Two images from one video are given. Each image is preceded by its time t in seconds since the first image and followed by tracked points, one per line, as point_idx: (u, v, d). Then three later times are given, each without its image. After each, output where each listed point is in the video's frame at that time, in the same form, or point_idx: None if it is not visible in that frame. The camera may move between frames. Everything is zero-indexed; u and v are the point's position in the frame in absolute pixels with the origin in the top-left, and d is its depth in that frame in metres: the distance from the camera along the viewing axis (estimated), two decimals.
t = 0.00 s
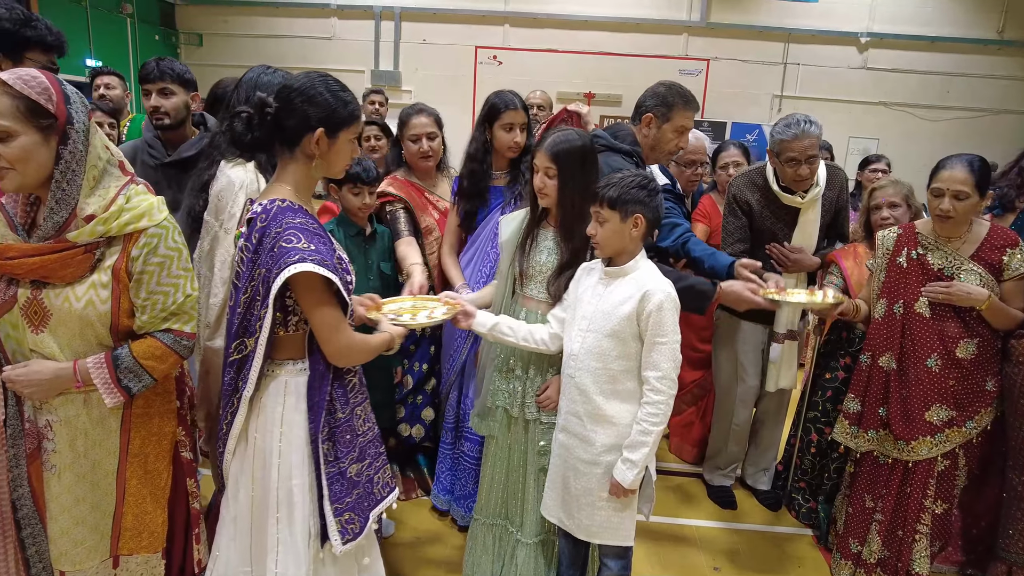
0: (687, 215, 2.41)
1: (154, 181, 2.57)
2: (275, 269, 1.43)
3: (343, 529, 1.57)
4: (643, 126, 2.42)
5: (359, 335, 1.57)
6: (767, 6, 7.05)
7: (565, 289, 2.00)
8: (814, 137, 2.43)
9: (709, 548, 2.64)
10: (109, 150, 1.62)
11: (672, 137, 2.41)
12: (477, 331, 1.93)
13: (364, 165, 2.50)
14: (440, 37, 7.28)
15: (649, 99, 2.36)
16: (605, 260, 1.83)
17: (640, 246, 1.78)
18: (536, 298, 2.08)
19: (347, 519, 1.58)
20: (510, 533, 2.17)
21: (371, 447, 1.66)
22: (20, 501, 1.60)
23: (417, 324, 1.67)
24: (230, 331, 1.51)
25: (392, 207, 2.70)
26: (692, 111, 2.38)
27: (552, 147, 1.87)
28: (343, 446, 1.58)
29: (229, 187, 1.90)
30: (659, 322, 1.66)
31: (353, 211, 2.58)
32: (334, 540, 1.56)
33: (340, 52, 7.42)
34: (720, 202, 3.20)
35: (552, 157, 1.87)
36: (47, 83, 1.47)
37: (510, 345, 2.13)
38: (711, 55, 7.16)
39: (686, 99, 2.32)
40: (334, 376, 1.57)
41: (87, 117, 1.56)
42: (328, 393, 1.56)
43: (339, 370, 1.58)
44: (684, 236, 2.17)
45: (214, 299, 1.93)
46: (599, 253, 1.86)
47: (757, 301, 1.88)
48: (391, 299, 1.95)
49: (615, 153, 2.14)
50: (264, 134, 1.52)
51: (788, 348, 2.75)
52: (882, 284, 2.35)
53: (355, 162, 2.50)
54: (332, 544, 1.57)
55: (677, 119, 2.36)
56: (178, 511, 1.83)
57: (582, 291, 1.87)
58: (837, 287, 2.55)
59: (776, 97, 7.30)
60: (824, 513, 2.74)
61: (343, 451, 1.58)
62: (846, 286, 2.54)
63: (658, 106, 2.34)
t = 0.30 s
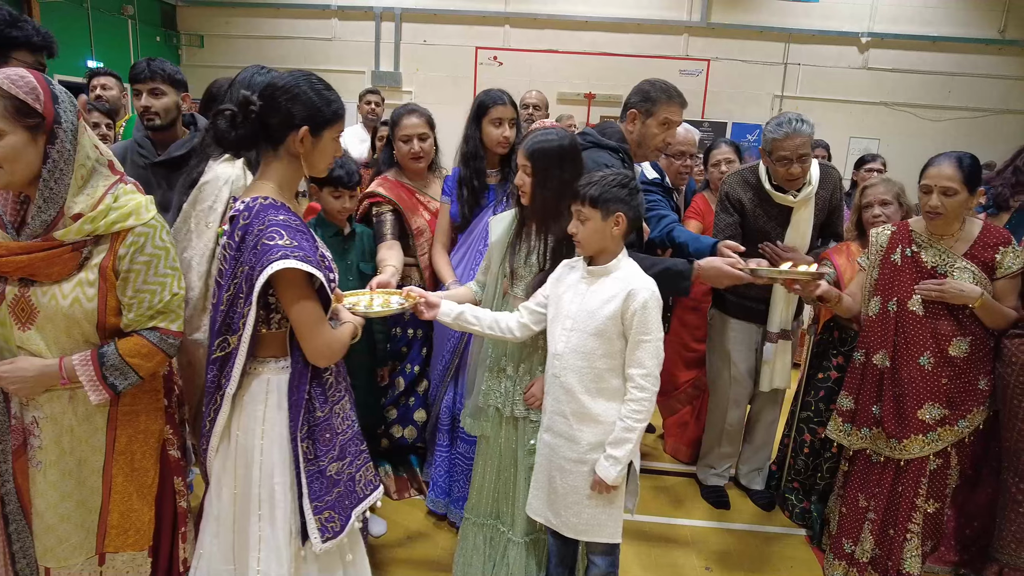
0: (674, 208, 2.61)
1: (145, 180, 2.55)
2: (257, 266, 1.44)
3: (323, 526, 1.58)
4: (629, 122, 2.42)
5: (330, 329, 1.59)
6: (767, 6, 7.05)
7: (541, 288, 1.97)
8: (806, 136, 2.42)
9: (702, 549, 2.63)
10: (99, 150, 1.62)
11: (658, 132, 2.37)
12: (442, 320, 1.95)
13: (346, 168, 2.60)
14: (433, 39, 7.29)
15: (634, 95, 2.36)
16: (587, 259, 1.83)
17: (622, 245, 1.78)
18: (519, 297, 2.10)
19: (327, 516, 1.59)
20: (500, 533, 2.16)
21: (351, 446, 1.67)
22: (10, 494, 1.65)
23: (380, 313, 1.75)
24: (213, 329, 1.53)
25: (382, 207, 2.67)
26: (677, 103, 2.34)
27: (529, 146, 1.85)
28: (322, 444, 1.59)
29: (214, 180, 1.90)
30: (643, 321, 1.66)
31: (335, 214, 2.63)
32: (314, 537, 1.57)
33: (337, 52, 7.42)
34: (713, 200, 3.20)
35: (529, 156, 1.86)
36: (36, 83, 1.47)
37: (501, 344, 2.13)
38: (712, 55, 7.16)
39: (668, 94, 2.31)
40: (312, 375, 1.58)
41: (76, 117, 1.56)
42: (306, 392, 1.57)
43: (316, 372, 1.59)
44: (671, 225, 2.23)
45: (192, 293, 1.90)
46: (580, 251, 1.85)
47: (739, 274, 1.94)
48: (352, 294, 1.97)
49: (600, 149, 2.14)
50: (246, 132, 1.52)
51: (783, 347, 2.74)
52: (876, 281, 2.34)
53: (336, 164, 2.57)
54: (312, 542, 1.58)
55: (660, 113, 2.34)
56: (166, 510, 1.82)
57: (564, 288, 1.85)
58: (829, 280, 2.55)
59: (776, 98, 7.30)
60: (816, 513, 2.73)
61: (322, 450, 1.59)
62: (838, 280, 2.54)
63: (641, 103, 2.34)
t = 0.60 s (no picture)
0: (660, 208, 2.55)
1: (136, 177, 2.52)
2: (238, 264, 1.44)
3: (305, 526, 1.59)
4: (617, 121, 2.43)
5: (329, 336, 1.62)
6: (767, 6, 7.03)
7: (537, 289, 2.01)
8: (796, 134, 2.42)
9: (694, 548, 2.63)
10: (85, 149, 1.60)
11: (645, 129, 2.36)
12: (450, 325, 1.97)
13: (323, 167, 2.59)
14: (436, 39, 7.29)
15: (622, 95, 2.37)
16: (573, 257, 1.83)
17: (608, 244, 1.78)
18: (514, 296, 2.09)
19: (309, 516, 1.60)
20: (491, 531, 2.16)
21: (336, 446, 1.69)
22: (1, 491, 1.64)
23: (387, 321, 1.80)
24: (195, 326, 1.52)
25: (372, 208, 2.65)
26: (664, 101, 2.33)
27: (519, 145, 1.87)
28: (306, 443, 1.60)
29: (201, 181, 1.96)
30: (626, 321, 1.65)
31: (311, 214, 2.61)
32: (295, 536, 1.58)
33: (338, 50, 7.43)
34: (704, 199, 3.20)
35: (519, 155, 1.88)
36: (20, 83, 1.46)
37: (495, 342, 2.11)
38: (712, 55, 7.15)
39: (655, 92, 2.30)
40: (298, 373, 1.58)
41: (60, 116, 1.55)
42: (292, 390, 1.57)
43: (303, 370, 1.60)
44: (654, 228, 2.26)
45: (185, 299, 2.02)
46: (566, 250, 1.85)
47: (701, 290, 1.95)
48: (364, 302, 2.03)
49: (588, 147, 2.14)
50: (228, 130, 1.52)
51: (774, 345, 2.77)
52: (869, 281, 2.32)
53: (315, 165, 2.55)
54: (293, 541, 1.58)
55: (647, 111, 2.33)
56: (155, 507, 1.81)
57: (552, 287, 1.85)
58: (819, 275, 2.54)
59: (776, 97, 7.29)
60: (809, 514, 2.72)
61: (306, 449, 1.60)
62: (828, 275, 2.54)
63: (629, 101, 2.34)
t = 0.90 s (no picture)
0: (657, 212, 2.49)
1: (123, 177, 2.47)
2: (223, 270, 1.41)
3: (299, 534, 1.57)
4: (612, 121, 2.39)
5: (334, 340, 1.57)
6: (768, 6, 6.99)
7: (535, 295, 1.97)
8: (795, 135, 2.38)
9: (691, 553, 2.59)
10: (66, 149, 1.57)
11: (640, 129, 2.33)
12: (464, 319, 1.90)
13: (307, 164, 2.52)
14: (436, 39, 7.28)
15: (618, 95, 2.33)
16: (568, 262, 1.79)
17: (604, 247, 1.75)
18: (515, 300, 2.05)
19: (303, 523, 1.58)
20: (488, 537, 2.11)
21: (329, 452, 1.68)
22: None
23: (399, 311, 1.74)
24: (178, 333, 1.49)
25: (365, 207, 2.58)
26: (660, 101, 2.29)
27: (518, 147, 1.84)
28: (300, 449, 1.57)
29: (189, 183, 1.91)
30: (618, 327, 1.62)
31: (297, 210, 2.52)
32: (290, 544, 1.55)
33: (343, 52, 7.43)
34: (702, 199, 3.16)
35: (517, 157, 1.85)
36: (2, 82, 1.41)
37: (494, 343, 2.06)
38: (712, 54, 7.12)
39: (651, 92, 2.26)
40: (294, 378, 1.58)
41: (41, 116, 1.50)
42: (289, 396, 1.56)
43: (299, 373, 1.59)
44: (649, 236, 2.21)
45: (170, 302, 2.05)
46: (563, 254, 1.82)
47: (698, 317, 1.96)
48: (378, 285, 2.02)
49: (583, 148, 2.10)
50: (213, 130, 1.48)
51: (774, 349, 2.71)
52: (869, 285, 2.28)
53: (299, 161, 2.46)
54: (287, 549, 1.56)
55: (643, 112, 2.29)
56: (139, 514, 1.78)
57: (548, 292, 1.82)
58: (819, 284, 2.50)
59: (776, 99, 7.24)
60: (808, 519, 2.70)
61: (300, 455, 1.57)
62: (827, 285, 2.51)
63: (625, 101, 2.31)
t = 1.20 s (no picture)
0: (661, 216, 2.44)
1: (104, 181, 2.45)
2: (207, 276, 1.36)
3: (284, 550, 1.53)
4: (612, 121, 2.35)
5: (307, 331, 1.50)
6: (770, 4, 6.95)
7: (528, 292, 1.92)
8: (799, 135, 2.33)
9: (691, 562, 2.53)
10: (37, 149, 1.52)
11: (641, 131, 2.28)
12: (443, 314, 1.84)
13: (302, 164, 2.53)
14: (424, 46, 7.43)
15: (618, 94, 2.28)
16: (565, 267, 1.74)
17: (601, 253, 1.69)
18: (509, 306, 2.02)
19: (289, 539, 1.54)
20: (484, 547, 2.05)
21: (320, 465, 1.63)
22: None
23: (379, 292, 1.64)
24: (162, 342, 1.45)
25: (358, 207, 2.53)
26: (662, 101, 2.23)
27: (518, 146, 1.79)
28: (287, 463, 1.53)
29: (177, 184, 1.86)
30: (617, 337, 1.57)
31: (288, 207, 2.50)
32: (275, 561, 1.51)
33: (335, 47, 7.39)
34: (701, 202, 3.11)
35: (516, 157, 1.80)
36: None
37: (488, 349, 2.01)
38: (714, 54, 7.08)
39: (653, 92, 2.20)
40: (279, 386, 1.52)
41: (10, 115, 1.44)
42: (274, 407, 1.51)
43: (286, 382, 1.54)
44: (657, 243, 2.20)
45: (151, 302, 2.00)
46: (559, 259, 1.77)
47: (722, 327, 1.93)
48: (360, 265, 1.94)
49: (583, 149, 2.05)
50: (201, 131, 1.43)
51: (775, 355, 2.67)
52: (871, 292, 2.24)
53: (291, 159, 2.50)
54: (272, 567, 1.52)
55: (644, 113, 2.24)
56: (119, 526, 1.73)
57: (543, 298, 1.77)
58: (826, 297, 2.45)
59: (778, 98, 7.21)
60: (811, 528, 2.63)
61: (286, 469, 1.53)
62: (834, 295, 2.45)
63: (625, 101, 2.26)
